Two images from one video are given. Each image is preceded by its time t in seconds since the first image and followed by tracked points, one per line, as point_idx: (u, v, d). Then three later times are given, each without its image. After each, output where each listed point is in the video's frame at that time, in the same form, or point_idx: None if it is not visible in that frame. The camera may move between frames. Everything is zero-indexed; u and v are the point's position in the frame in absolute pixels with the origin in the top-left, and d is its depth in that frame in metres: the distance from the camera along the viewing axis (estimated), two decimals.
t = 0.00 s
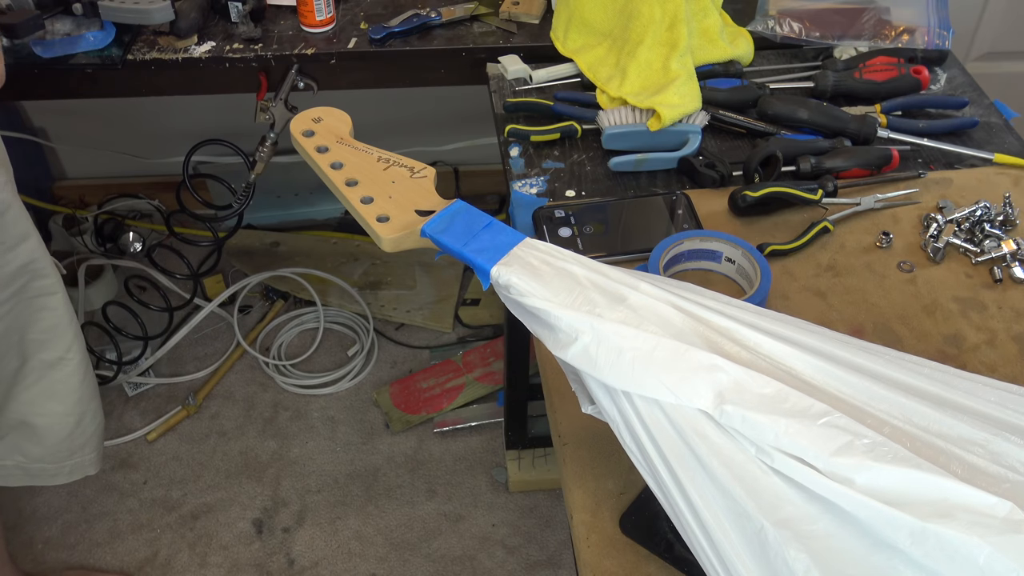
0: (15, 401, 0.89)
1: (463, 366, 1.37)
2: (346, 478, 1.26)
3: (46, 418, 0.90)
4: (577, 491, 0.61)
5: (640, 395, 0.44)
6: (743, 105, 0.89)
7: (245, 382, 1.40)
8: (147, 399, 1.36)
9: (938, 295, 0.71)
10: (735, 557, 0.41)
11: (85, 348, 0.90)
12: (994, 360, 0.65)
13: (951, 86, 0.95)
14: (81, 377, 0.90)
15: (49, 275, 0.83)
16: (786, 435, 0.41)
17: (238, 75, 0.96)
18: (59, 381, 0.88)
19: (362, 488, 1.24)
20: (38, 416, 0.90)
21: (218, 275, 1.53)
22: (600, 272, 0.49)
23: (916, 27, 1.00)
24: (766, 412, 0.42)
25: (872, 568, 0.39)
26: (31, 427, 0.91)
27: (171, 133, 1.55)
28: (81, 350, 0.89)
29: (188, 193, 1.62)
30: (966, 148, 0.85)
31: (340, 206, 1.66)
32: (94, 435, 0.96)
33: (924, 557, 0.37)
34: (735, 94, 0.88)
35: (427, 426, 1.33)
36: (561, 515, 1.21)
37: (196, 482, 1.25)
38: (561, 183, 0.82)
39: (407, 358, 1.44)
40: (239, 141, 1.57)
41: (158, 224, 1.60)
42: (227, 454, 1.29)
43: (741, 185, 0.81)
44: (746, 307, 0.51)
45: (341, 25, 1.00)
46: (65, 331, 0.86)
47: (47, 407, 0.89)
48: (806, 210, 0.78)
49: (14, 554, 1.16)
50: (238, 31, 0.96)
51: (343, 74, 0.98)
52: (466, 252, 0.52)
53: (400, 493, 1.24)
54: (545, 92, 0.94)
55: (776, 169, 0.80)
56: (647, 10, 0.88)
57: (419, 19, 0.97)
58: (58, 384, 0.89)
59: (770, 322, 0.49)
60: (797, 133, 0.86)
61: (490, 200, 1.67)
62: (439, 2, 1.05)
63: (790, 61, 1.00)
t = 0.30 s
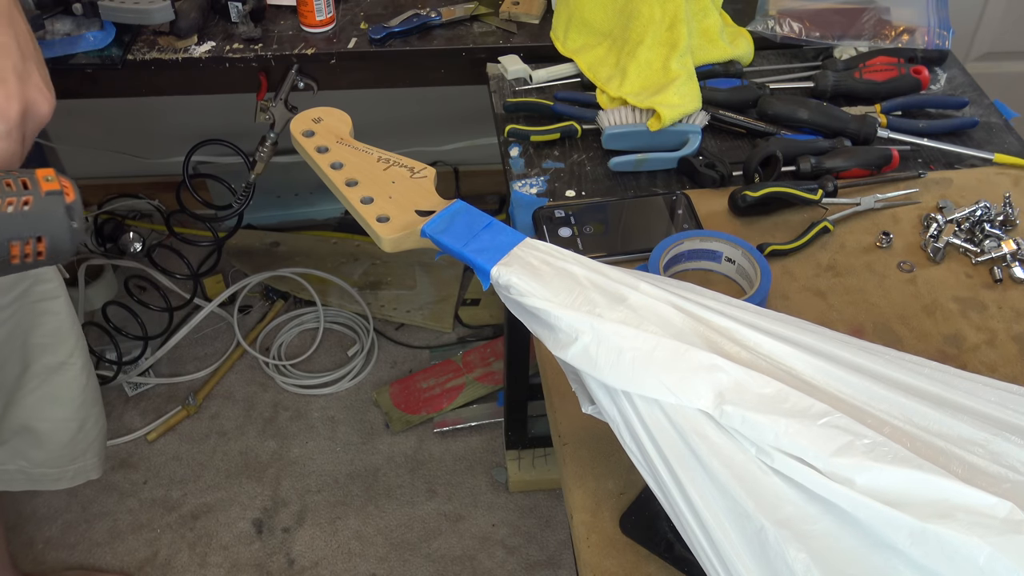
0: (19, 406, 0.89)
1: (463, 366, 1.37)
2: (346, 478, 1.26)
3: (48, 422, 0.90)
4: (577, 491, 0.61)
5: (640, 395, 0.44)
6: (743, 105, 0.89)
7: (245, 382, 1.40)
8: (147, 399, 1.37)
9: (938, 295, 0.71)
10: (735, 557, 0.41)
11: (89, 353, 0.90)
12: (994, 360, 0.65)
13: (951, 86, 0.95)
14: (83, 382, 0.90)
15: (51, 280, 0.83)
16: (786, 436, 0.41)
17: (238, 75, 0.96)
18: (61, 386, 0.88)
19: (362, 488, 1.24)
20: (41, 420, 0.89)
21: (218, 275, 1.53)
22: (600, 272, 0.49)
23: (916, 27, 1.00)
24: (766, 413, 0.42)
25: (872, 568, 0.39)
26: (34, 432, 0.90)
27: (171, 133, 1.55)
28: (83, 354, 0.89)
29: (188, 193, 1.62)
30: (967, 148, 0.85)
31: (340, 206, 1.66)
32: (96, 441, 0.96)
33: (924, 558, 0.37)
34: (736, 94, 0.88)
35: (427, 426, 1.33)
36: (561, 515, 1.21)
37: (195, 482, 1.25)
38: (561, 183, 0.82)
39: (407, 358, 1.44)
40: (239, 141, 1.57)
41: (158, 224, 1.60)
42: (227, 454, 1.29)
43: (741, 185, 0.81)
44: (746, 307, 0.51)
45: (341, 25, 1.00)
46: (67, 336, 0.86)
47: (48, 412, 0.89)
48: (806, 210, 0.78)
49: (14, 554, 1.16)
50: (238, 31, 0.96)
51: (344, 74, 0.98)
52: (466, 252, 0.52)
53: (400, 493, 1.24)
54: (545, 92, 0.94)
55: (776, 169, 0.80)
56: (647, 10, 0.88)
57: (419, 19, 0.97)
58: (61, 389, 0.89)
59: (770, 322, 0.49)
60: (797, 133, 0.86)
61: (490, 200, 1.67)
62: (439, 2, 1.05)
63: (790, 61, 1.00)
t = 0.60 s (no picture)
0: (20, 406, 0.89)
1: (463, 366, 1.37)
2: (346, 478, 1.26)
3: (50, 421, 0.90)
4: (577, 491, 0.61)
5: (640, 395, 0.44)
6: (743, 106, 0.89)
7: (245, 382, 1.40)
8: (147, 399, 1.37)
9: (937, 295, 0.71)
10: (734, 557, 0.41)
11: (89, 353, 0.90)
12: (994, 360, 0.65)
13: (951, 86, 0.95)
14: (85, 382, 0.90)
15: (52, 280, 0.83)
16: (785, 436, 0.41)
17: (238, 75, 0.96)
18: (63, 386, 0.89)
19: (362, 488, 1.24)
20: (42, 419, 0.89)
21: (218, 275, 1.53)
22: (600, 272, 0.49)
23: (916, 27, 1.00)
24: (765, 413, 0.42)
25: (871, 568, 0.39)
26: (35, 432, 0.90)
27: (171, 134, 1.55)
28: (84, 353, 0.89)
29: (188, 193, 1.62)
30: (967, 148, 0.85)
31: (340, 206, 1.66)
32: (99, 441, 0.96)
33: (922, 558, 0.37)
34: (736, 94, 0.88)
35: (427, 426, 1.33)
36: (561, 515, 1.21)
37: (195, 482, 1.25)
38: (561, 183, 0.82)
39: (407, 358, 1.44)
40: (239, 141, 1.57)
41: (158, 224, 1.60)
42: (227, 453, 1.29)
43: (741, 185, 0.81)
44: (746, 307, 0.51)
45: (341, 25, 1.00)
46: (69, 335, 0.87)
47: (50, 411, 0.89)
48: (806, 210, 0.78)
49: (14, 554, 1.16)
50: (239, 31, 0.96)
51: (344, 74, 0.98)
52: (466, 252, 0.52)
53: (400, 493, 1.24)
54: (545, 92, 0.94)
55: (776, 169, 0.80)
56: (647, 10, 0.88)
57: (419, 19, 0.97)
58: (63, 388, 0.89)
59: (769, 322, 0.49)
60: (797, 133, 0.86)
61: (490, 200, 1.67)
62: (439, 2, 1.05)
63: (790, 61, 1.00)
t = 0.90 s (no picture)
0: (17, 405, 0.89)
1: (463, 366, 1.36)
2: (346, 478, 1.26)
3: (46, 420, 0.90)
4: (577, 491, 0.61)
5: (640, 395, 0.44)
6: (743, 106, 0.89)
7: (245, 382, 1.40)
8: (147, 399, 1.37)
9: (938, 296, 0.71)
10: (734, 557, 0.41)
11: (86, 354, 0.90)
12: (994, 360, 0.65)
13: (951, 86, 0.95)
14: (82, 381, 0.89)
15: (49, 279, 0.83)
16: (785, 436, 0.41)
17: (238, 75, 0.96)
18: (60, 385, 0.88)
19: (362, 488, 1.24)
20: (39, 418, 0.89)
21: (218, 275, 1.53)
22: (599, 272, 0.49)
23: (916, 27, 1.00)
24: (765, 414, 0.42)
25: (871, 568, 0.39)
26: (32, 431, 0.91)
27: (171, 134, 1.55)
28: (81, 353, 0.88)
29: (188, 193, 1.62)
30: (967, 148, 0.85)
31: (340, 206, 1.66)
32: (96, 439, 0.96)
33: (922, 559, 0.37)
34: (736, 94, 0.88)
35: (427, 426, 1.33)
36: (561, 515, 1.21)
37: (195, 482, 1.25)
38: (561, 183, 0.82)
39: (407, 358, 1.44)
40: (239, 141, 1.57)
41: (158, 224, 1.60)
42: (227, 453, 1.29)
43: (741, 185, 0.81)
44: (746, 307, 0.51)
45: (341, 25, 1.00)
46: (65, 335, 0.86)
47: (46, 411, 0.89)
48: (806, 210, 0.78)
49: (14, 554, 1.16)
50: (239, 32, 0.96)
51: (343, 74, 0.98)
52: (466, 252, 0.52)
53: (400, 493, 1.24)
54: (545, 92, 0.94)
55: (776, 169, 0.80)
56: (647, 10, 0.88)
57: (419, 19, 0.97)
58: (59, 387, 0.88)
59: (770, 323, 0.49)
60: (797, 133, 0.86)
61: (490, 200, 1.67)
62: (439, 2, 1.05)
63: (790, 61, 1.00)
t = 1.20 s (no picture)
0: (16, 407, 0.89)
1: (463, 366, 1.37)
2: (346, 478, 1.26)
3: (45, 423, 0.90)
4: (578, 491, 0.61)
5: (640, 395, 0.44)
6: (743, 106, 0.89)
7: (245, 381, 1.40)
8: (147, 399, 1.37)
9: (937, 295, 0.71)
10: (734, 557, 0.41)
11: (84, 355, 0.90)
12: (994, 360, 0.65)
13: (951, 86, 0.95)
14: (81, 382, 0.90)
15: (48, 281, 0.83)
16: (786, 436, 0.40)
17: (237, 75, 0.96)
18: (58, 386, 0.88)
19: (362, 488, 1.24)
20: (39, 420, 0.89)
21: (218, 275, 1.53)
22: (599, 272, 0.49)
23: (915, 27, 1.00)
24: (765, 414, 0.42)
25: (871, 568, 0.39)
26: (32, 433, 0.90)
27: (170, 134, 1.55)
28: (80, 355, 0.89)
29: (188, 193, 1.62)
30: (967, 148, 0.85)
31: (340, 206, 1.66)
32: (96, 441, 0.96)
33: (922, 559, 0.37)
34: (736, 94, 0.88)
35: (427, 426, 1.33)
36: (561, 515, 1.21)
37: (195, 482, 1.25)
38: (561, 183, 0.82)
39: (407, 358, 1.44)
40: (238, 141, 1.57)
41: (158, 224, 1.60)
42: (226, 453, 1.29)
43: (741, 185, 0.81)
44: (746, 307, 0.51)
45: (341, 25, 1.00)
46: (65, 337, 0.86)
47: (44, 412, 0.89)
48: (806, 210, 0.78)
49: (14, 554, 1.16)
50: (239, 31, 0.96)
51: (343, 73, 0.98)
52: (466, 252, 0.52)
53: (400, 493, 1.24)
54: (545, 92, 0.94)
55: (775, 169, 0.80)
56: (647, 10, 0.88)
57: (419, 19, 0.97)
58: (57, 389, 0.88)
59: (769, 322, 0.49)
60: (797, 133, 0.86)
61: (490, 200, 1.67)
62: (439, 2, 1.05)
63: (790, 62, 1.00)
